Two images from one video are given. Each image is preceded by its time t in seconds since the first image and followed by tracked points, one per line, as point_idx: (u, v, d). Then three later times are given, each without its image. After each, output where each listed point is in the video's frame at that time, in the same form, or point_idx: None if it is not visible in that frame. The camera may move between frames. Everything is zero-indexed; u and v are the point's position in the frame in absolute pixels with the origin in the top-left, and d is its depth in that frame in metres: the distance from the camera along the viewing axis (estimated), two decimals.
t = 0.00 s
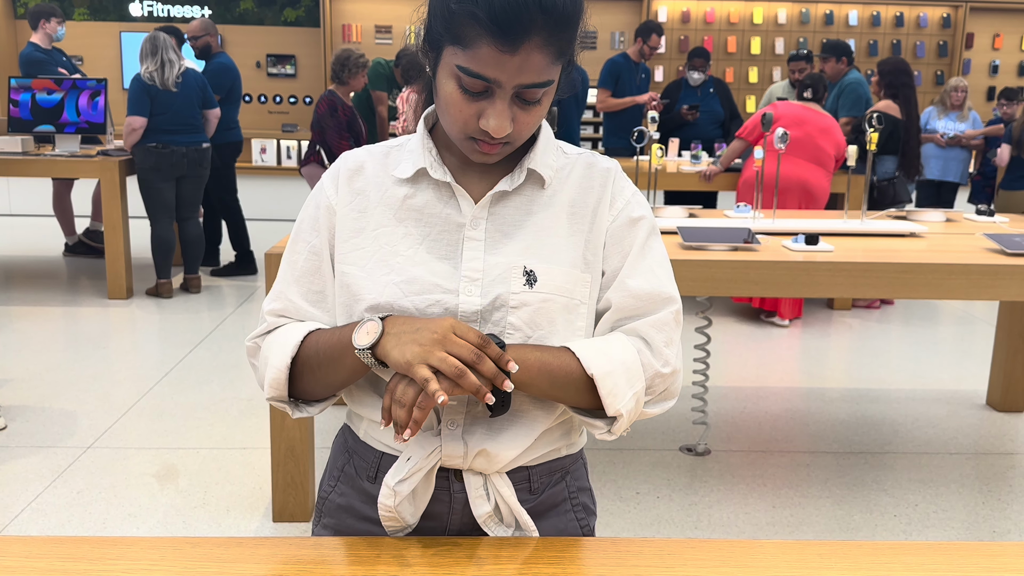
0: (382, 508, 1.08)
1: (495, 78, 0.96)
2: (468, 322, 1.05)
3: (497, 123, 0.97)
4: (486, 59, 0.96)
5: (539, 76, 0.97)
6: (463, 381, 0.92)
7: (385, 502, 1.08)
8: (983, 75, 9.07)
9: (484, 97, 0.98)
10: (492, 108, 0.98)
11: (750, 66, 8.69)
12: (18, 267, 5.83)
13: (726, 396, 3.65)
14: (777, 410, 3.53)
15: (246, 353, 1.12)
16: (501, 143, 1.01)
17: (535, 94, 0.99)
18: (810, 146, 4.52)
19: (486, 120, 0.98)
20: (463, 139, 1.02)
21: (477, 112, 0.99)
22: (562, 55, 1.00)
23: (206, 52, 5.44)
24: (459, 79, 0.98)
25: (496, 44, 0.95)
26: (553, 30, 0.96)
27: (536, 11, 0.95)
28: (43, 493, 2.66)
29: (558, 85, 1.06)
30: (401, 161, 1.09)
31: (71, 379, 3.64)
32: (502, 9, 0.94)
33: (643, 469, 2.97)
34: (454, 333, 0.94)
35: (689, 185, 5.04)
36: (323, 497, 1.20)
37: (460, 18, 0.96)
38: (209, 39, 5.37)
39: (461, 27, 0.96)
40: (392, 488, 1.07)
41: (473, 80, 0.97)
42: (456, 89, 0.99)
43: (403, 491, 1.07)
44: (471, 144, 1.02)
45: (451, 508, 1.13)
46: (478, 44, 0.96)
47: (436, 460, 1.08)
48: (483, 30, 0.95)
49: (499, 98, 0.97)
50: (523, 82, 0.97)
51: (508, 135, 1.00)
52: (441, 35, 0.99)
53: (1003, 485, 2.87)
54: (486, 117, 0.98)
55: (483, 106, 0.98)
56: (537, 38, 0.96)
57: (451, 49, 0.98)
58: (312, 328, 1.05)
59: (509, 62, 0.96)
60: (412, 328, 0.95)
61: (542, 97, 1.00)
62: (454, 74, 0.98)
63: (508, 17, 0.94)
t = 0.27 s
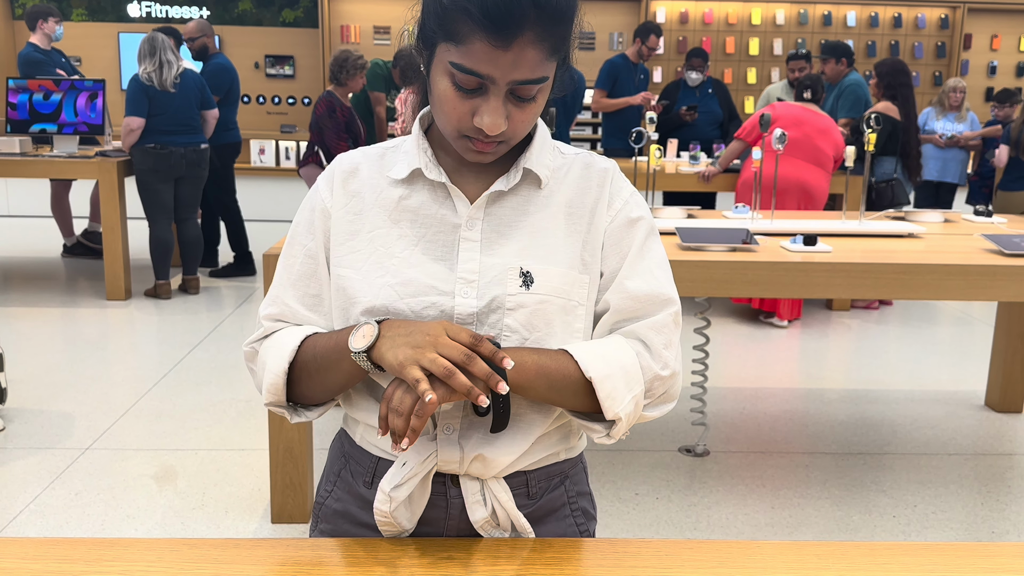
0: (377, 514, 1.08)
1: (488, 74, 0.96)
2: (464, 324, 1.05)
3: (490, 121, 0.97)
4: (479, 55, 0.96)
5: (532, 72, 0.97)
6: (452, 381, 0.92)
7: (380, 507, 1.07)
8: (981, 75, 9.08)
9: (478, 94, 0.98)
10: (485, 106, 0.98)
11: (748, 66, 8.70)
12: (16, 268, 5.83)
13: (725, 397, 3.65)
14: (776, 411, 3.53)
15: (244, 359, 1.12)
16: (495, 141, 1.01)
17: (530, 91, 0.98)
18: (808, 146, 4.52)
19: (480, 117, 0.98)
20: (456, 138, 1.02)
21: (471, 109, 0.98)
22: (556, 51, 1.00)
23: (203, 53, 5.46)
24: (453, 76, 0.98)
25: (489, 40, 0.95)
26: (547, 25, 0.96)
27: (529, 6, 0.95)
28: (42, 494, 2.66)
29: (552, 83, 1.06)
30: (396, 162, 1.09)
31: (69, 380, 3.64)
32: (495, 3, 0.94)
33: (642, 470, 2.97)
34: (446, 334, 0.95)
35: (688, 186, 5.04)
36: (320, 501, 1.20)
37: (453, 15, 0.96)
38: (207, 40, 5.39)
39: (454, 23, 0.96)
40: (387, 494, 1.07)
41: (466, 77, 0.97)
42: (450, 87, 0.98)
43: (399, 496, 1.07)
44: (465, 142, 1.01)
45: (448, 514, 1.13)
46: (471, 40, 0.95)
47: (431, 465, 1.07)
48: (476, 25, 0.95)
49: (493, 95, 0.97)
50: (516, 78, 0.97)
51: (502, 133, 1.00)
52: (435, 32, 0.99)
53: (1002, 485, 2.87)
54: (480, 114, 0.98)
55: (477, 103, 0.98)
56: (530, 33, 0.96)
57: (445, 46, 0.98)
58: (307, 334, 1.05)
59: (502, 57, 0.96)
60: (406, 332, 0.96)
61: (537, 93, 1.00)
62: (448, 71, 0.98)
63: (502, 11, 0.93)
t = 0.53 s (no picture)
0: (373, 516, 1.06)
1: (483, 64, 0.96)
2: (460, 328, 1.05)
3: (485, 113, 0.97)
4: (474, 44, 0.96)
5: (527, 64, 0.97)
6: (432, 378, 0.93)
7: (376, 510, 1.05)
8: (979, 76, 9.08)
9: (473, 85, 0.98)
10: (480, 98, 0.98)
11: (747, 67, 8.70)
12: (14, 270, 5.82)
13: (724, 398, 3.65)
14: (774, 412, 3.53)
15: (246, 366, 1.13)
16: (490, 136, 1.00)
17: (525, 83, 0.98)
18: (807, 148, 4.52)
19: (475, 109, 0.97)
20: (451, 133, 1.01)
21: (466, 101, 0.98)
22: (551, 44, 1.00)
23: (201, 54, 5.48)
24: (448, 67, 0.98)
25: (484, 28, 0.95)
26: (541, 15, 0.97)
27: None
28: (39, 496, 2.65)
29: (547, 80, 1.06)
30: (390, 163, 1.09)
31: (67, 381, 3.63)
32: None
33: (640, 471, 2.97)
34: (439, 341, 0.96)
35: (686, 187, 5.04)
36: (318, 503, 1.20)
37: (448, 6, 0.97)
38: (205, 41, 5.42)
39: (449, 13, 0.97)
40: (385, 496, 1.04)
41: (461, 68, 0.97)
42: (445, 78, 0.98)
43: (396, 498, 1.05)
44: (459, 137, 1.01)
45: (445, 516, 1.13)
46: (466, 29, 0.96)
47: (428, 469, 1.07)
48: (471, 14, 0.95)
49: (488, 86, 0.97)
50: (511, 69, 0.97)
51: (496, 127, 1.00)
52: (429, 25, 1.00)
53: (1001, 486, 2.88)
54: (475, 106, 0.98)
55: (471, 94, 0.98)
56: (524, 23, 0.96)
57: (440, 37, 0.98)
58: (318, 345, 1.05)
59: (497, 46, 0.96)
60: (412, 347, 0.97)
61: (532, 87, 1.00)
62: (443, 63, 0.98)
63: None
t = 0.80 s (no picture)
0: (374, 517, 1.07)
1: (464, 63, 0.97)
2: (461, 333, 1.04)
3: (469, 113, 0.97)
4: (452, 44, 0.96)
5: (509, 61, 0.97)
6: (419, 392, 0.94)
7: (377, 510, 1.06)
8: (978, 77, 9.09)
9: (456, 86, 0.98)
10: (464, 98, 0.98)
11: (745, 69, 8.71)
12: (13, 272, 5.82)
13: (723, 399, 3.65)
14: (773, 413, 3.53)
15: (249, 371, 1.13)
16: (478, 136, 1.00)
17: (508, 81, 0.98)
18: (806, 149, 4.53)
19: (458, 109, 0.98)
20: (440, 135, 1.02)
21: (450, 101, 0.99)
22: (536, 41, 0.99)
23: (200, 56, 5.48)
24: (431, 68, 0.98)
25: (460, 27, 0.95)
26: (521, 10, 0.96)
27: None
28: (38, 499, 2.65)
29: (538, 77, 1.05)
30: (389, 167, 1.09)
31: (66, 383, 3.63)
32: None
33: (640, 474, 2.97)
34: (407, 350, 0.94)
35: (685, 188, 5.04)
36: (317, 505, 1.20)
37: (428, 5, 0.97)
38: (204, 43, 5.42)
39: (430, 13, 0.97)
40: (384, 498, 1.05)
41: (443, 68, 0.97)
42: (429, 80, 0.99)
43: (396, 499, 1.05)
44: (448, 138, 1.01)
45: (444, 519, 1.12)
46: (445, 29, 0.96)
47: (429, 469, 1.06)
48: (448, 13, 0.96)
49: (470, 86, 0.97)
50: (493, 66, 0.97)
51: (483, 126, 1.00)
52: (415, 28, 1.00)
53: (999, 487, 2.88)
54: (459, 105, 0.98)
55: (455, 94, 0.98)
56: (502, 19, 0.96)
57: (423, 38, 0.99)
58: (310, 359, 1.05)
59: (475, 44, 0.96)
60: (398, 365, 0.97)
61: (518, 85, 0.99)
62: (426, 64, 0.98)
63: None
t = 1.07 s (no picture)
0: (378, 519, 1.06)
1: (434, 53, 0.96)
2: (463, 337, 1.04)
3: (440, 104, 0.96)
4: (422, 34, 0.96)
5: (478, 50, 0.96)
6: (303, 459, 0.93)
7: (380, 512, 1.05)
8: (978, 78, 9.10)
9: (431, 77, 0.98)
10: (437, 89, 0.97)
11: (745, 71, 8.72)
12: (14, 274, 5.82)
13: (722, 401, 3.65)
14: (773, 416, 3.53)
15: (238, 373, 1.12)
16: (455, 130, 0.99)
17: (481, 73, 0.97)
18: (806, 151, 4.53)
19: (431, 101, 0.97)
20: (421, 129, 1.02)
21: (426, 93, 0.98)
22: (511, 32, 0.98)
23: (200, 59, 5.49)
24: (408, 60, 0.98)
25: (428, 15, 0.95)
26: None
27: None
28: (38, 502, 2.65)
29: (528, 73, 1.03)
30: (390, 169, 1.10)
31: (66, 386, 3.64)
32: None
33: (640, 476, 2.97)
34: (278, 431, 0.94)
35: (685, 190, 5.05)
36: (317, 507, 1.20)
37: None
38: (206, 46, 5.43)
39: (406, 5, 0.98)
40: (387, 499, 1.04)
41: (418, 59, 0.97)
42: (408, 73, 0.99)
43: (399, 502, 1.04)
44: (430, 133, 1.01)
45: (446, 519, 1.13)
46: (417, 19, 0.96)
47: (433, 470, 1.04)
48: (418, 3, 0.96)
49: (442, 76, 0.97)
50: (462, 56, 0.96)
51: (459, 117, 0.98)
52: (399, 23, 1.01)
53: (1000, 490, 2.88)
54: (431, 97, 0.97)
55: (430, 85, 0.98)
56: (470, 8, 0.95)
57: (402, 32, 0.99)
58: (257, 375, 1.03)
59: (442, 33, 0.95)
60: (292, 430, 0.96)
61: (494, 76, 0.98)
62: (405, 57, 0.99)
63: None
